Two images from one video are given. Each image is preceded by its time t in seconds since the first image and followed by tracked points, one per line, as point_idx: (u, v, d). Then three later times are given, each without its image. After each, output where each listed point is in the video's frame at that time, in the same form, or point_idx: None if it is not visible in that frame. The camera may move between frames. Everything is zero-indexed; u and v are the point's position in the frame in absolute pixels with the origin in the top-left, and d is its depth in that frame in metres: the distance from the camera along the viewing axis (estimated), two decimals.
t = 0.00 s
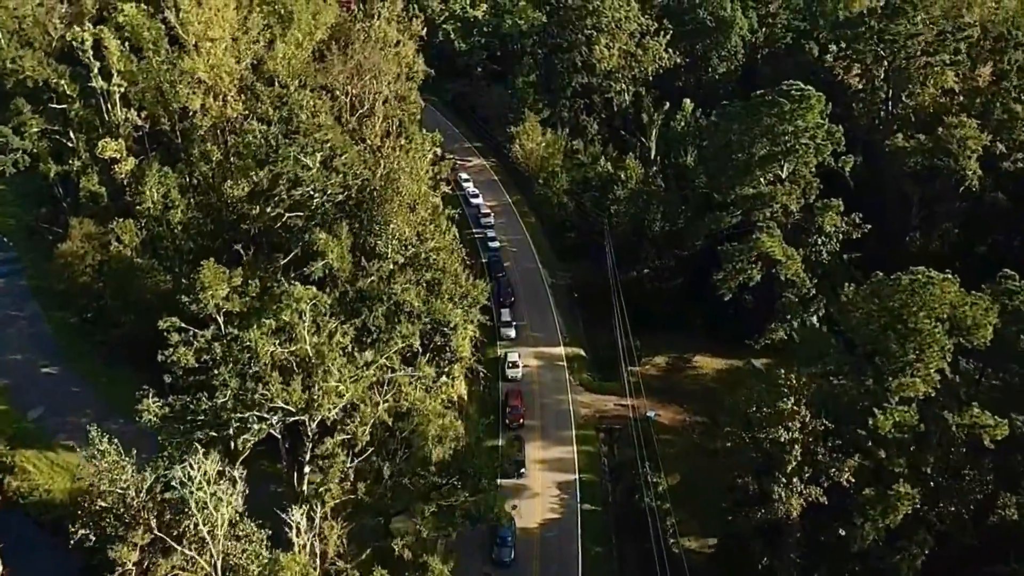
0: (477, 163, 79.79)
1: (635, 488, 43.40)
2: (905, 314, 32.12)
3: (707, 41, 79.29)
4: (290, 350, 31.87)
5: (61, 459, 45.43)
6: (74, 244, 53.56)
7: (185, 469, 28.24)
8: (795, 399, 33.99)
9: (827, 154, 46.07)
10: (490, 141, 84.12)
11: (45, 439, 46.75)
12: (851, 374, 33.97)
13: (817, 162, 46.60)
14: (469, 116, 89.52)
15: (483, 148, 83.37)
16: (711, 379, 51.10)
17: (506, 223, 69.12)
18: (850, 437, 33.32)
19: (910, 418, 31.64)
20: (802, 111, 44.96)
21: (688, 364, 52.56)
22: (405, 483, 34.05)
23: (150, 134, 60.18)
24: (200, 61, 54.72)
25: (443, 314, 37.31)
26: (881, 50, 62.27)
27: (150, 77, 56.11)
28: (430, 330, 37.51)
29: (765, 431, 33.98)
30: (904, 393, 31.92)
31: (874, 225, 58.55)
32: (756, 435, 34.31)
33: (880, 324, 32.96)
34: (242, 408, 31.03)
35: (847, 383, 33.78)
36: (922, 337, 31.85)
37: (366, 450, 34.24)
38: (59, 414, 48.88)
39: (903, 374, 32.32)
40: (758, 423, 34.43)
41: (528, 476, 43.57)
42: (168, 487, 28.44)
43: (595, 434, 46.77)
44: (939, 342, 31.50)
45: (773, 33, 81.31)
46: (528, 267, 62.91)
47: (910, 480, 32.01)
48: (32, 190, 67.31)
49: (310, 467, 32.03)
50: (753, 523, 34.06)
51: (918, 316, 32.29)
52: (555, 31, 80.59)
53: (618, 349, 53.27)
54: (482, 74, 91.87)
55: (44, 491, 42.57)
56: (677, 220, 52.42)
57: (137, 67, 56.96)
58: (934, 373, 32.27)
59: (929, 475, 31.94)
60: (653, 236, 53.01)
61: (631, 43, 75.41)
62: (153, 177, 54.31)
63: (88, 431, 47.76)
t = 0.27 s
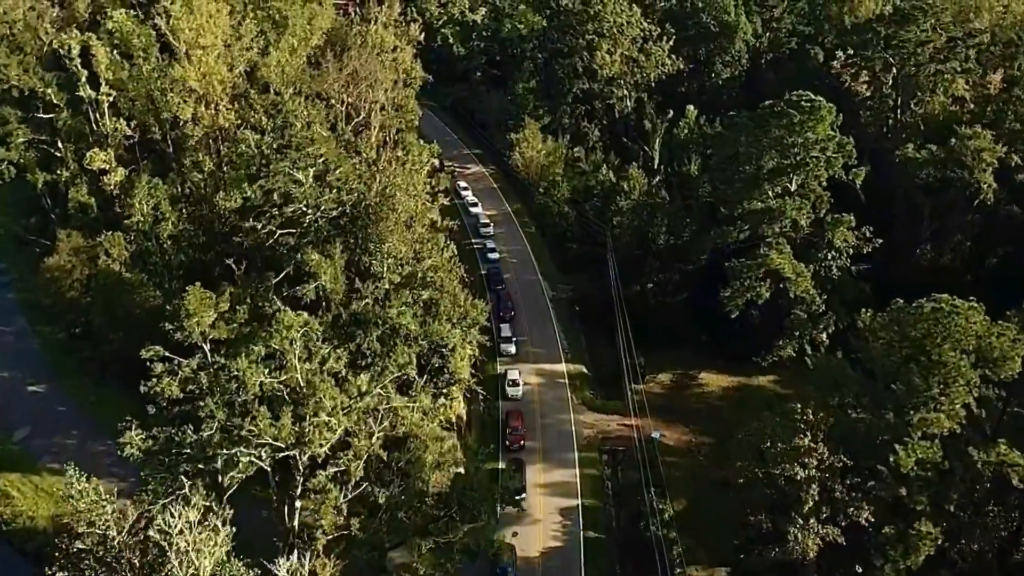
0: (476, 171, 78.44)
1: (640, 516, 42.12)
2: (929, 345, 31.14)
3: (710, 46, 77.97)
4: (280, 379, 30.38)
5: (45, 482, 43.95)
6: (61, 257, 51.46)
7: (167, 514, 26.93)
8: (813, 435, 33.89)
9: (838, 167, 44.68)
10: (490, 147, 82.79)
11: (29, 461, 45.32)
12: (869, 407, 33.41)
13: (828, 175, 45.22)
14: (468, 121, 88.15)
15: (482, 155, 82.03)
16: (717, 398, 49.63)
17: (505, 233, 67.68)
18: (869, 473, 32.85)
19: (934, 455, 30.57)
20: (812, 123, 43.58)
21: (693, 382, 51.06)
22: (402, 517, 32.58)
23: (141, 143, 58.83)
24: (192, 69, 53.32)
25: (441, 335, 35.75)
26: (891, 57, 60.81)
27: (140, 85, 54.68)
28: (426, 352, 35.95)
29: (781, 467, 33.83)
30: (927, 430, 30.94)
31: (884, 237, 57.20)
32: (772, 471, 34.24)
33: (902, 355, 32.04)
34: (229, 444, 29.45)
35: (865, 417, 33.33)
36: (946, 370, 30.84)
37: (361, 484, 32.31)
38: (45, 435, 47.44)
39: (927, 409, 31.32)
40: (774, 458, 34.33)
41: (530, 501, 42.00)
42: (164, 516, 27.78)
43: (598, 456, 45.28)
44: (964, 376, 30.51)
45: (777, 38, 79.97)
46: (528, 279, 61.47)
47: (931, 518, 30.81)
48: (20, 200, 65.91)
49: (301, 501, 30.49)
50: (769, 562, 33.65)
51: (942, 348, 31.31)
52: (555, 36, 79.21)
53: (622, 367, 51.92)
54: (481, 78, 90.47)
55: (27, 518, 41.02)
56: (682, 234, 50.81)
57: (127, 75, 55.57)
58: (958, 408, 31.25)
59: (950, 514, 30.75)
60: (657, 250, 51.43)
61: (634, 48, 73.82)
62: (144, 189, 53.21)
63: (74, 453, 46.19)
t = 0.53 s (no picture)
0: (474, 179, 77.02)
1: (646, 544, 40.36)
2: (956, 381, 30.44)
3: (714, 51, 76.58)
4: (270, 411, 28.96)
5: (29, 509, 42.25)
6: (47, 272, 49.97)
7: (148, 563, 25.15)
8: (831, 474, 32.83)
9: (850, 181, 43.21)
10: (489, 154, 81.34)
11: (12, 487, 43.71)
12: (891, 444, 32.44)
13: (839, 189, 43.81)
14: (466, 127, 86.69)
15: (482, 163, 80.59)
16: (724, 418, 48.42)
17: (505, 243, 66.18)
18: (891, 513, 31.82)
19: (958, 497, 29.86)
20: (824, 136, 42.04)
21: (699, 401, 49.77)
22: (398, 554, 31.88)
23: (131, 153, 57.36)
24: (183, 77, 51.82)
25: (439, 360, 34.44)
26: (901, 65, 59.35)
27: (131, 94, 53.23)
28: (423, 376, 34.79)
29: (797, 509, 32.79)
30: (951, 469, 30.10)
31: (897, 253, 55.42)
32: (788, 512, 33.21)
33: (927, 392, 31.38)
34: (214, 484, 27.77)
35: (887, 455, 32.32)
36: (974, 407, 29.97)
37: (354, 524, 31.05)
38: (29, 458, 45.83)
39: (954, 448, 30.41)
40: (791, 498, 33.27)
41: (532, 527, 40.48)
42: (147, 556, 26.38)
43: (602, 479, 43.81)
44: (994, 412, 29.57)
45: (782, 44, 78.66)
46: (528, 292, 60.06)
47: (955, 561, 29.99)
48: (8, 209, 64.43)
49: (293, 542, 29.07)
50: None
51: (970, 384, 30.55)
52: (556, 41, 77.83)
53: (626, 385, 50.52)
54: (480, 83, 89.02)
55: (10, 547, 39.22)
56: (688, 248, 49.28)
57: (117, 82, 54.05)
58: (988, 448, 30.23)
59: (975, 556, 29.90)
60: (662, 265, 49.94)
61: (636, 54, 72.49)
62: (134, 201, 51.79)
63: (59, 477, 44.57)
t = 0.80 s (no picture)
0: (474, 187, 75.60)
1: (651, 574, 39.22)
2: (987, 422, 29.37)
3: (718, 57, 75.15)
4: (258, 450, 27.57)
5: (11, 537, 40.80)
6: (33, 288, 48.53)
7: None
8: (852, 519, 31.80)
9: (864, 197, 41.60)
10: (488, 162, 79.89)
11: None
12: (915, 486, 31.23)
13: (852, 206, 42.26)
14: (466, 134, 85.29)
15: (482, 170, 79.11)
16: (732, 439, 47.00)
17: (506, 254, 64.69)
18: (916, 560, 30.64)
19: (989, 544, 28.68)
20: (836, 149, 40.45)
21: (705, 420, 48.35)
22: None
23: (121, 164, 55.93)
24: (173, 86, 50.32)
25: (437, 387, 33.18)
26: (911, 72, 57.80)
27: (120, 104, 51.75)
28: (421, 403, 33.51)
29: (816, 556, 31.83)
30: (981, 516, 29.10)
31: (909, 265, 53.72)
32: (806, 558, 32.23)
33: (956, 435, 30.22)
34: (198, 528, 26.48)
35: (913, 498, 31.12)
36: (1006, 450, 28.96)
37: (346, 566, 30.00)
38: (13, 482, 44.46)
39: (985, 492, 29.41)
40: (809, 544, 32.27)
41: (533, 557, 38.62)
42: None
43: (606, 506, 42.23)
44: None
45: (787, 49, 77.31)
46: (530, 306, 58.57)
47: None
48: None
49: None
50: None
51: (1000, 425, 29.50)
52: (557, 47, 76.41)
53: (631, 405, 49.12)
54: (480, 88, 87.64)
55: None
56: (694, 263, 47.76)
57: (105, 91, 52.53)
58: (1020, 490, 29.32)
59: None
60: (668, 281, 48.41)
61: (639, 60, 70.76)
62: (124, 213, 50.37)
63: (44, 502, 43.20)
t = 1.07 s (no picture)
0: (474, 195, 74.08)
1: None
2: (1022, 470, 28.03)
3: (724, 63, 73.73)
4: (245, 492, 26.10)
5: None
6: (20, 305, 47.14)
7: None
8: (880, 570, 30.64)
9: (880, 214, 39.91)
10: (489, 169, 78.35)
11: None
12: (941, 529, 29.73)
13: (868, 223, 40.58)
14: (466, 140, 83.89)
15: (482, 178, 77.63)
16: (741, 462, 45.64)
17: (507, 266, 63.13)
18: None
19: None
20: (851, 164, 38.77)
21: (713, 442, 46.97)
22: None
23: (113, 175, 54.54)
24: (165, 97, 48.94)
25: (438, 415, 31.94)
26: (924, 81, 56.40)
27: (111, 114, 50.40)
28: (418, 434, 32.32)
29: None
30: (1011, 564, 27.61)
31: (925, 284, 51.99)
32: None
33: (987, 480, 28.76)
34: None
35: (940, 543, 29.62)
36: None
37: None
38: None
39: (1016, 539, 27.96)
40: None
41: None
42: None
43: (611, 533, 40.50)
44: None
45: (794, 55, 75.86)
46: (532, 320, 57.04)
47: None
48: None
49: None
50: None
51: None
52: (559, 53, 75.03)
53: (636, 426, 47.70)
54: (480, 94, 86.27)
55: None
56: (702, 281, 46.26)
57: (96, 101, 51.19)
58: None
59: None
60: (674, 298, 46.88)
61: (643, 67, 69.57)
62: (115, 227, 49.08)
63: (28, 529, 41.73)
